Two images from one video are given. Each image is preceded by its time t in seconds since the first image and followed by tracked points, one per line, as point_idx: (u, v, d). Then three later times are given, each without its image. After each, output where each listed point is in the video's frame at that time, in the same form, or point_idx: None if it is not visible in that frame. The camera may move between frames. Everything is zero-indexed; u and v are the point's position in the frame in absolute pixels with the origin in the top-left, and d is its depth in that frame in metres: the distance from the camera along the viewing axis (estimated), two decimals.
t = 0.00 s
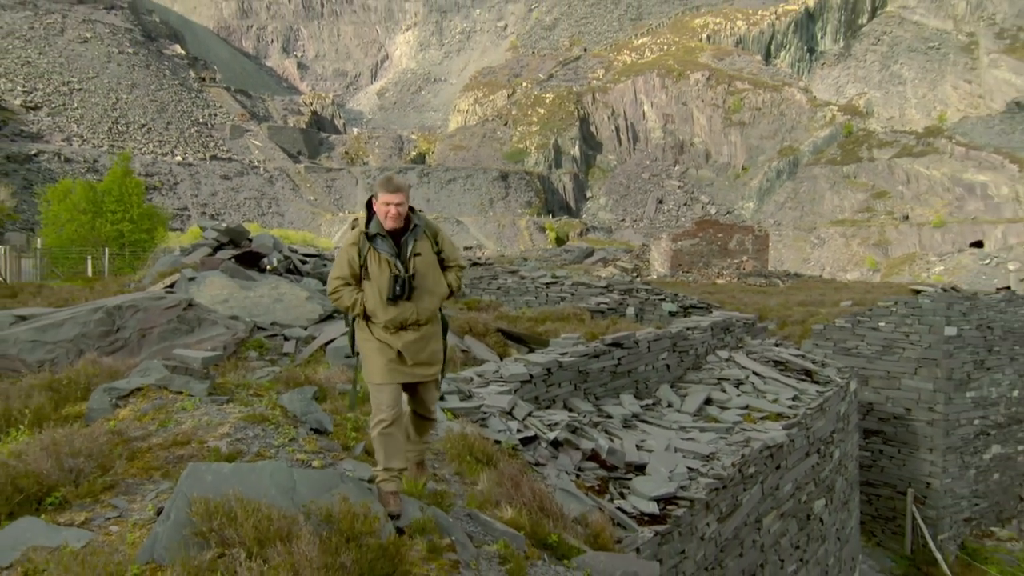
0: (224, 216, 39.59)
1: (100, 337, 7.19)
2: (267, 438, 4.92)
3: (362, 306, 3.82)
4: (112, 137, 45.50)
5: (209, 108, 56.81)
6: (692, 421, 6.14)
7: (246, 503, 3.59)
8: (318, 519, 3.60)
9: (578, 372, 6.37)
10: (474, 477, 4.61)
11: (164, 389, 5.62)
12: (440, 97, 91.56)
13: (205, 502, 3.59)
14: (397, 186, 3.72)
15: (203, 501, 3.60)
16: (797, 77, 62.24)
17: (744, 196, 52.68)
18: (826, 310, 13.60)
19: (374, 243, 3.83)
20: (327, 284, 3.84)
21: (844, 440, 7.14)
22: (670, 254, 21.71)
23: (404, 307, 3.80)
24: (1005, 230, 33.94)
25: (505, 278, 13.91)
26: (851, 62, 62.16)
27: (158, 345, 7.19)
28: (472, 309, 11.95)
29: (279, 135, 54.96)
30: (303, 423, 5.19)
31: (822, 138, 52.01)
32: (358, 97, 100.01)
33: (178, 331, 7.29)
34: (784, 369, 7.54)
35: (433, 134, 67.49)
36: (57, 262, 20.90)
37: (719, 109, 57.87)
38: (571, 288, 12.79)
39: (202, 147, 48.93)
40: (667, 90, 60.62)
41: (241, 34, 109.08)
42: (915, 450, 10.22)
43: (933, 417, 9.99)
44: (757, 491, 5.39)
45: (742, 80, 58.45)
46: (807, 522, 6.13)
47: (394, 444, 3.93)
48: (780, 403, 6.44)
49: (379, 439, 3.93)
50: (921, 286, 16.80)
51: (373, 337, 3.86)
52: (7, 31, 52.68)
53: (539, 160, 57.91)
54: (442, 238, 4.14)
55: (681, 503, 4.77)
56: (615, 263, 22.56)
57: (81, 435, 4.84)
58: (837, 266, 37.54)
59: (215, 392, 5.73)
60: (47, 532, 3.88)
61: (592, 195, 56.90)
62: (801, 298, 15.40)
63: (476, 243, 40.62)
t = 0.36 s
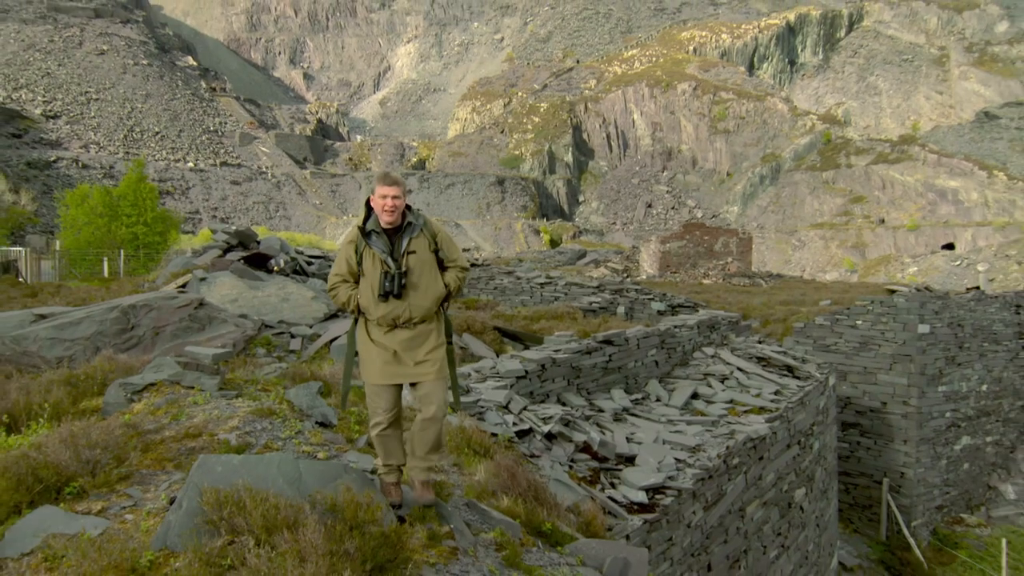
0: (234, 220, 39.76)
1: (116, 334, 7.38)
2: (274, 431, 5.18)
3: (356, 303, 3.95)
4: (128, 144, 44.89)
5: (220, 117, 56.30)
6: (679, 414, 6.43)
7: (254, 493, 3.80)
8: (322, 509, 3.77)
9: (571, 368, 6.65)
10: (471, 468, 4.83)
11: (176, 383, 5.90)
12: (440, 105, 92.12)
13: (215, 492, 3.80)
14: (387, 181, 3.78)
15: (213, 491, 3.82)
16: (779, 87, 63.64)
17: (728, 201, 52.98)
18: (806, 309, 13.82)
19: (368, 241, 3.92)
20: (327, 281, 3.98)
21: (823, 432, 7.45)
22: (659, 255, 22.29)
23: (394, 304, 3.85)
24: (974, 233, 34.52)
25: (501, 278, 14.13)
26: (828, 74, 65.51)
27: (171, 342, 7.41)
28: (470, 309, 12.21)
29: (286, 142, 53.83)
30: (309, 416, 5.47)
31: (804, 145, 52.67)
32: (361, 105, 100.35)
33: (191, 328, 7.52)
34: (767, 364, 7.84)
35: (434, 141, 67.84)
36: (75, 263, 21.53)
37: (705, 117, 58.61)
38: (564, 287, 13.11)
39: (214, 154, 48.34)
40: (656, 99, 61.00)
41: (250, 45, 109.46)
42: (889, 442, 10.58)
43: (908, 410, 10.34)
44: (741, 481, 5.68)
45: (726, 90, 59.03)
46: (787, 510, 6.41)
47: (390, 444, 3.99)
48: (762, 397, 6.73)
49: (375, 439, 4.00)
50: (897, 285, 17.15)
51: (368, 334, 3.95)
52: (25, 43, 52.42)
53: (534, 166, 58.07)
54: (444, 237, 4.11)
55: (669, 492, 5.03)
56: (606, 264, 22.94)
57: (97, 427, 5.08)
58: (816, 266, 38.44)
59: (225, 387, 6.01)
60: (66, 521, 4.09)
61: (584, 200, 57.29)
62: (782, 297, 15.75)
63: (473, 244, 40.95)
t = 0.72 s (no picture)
0: (239, 222, 40.07)
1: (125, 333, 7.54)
2: (278, 426, 5.36)
3: (363, 318, 3.81)
4: (137, 150, 45.21)
5: (225, 122, 56.34)
6: (668, 409, 6.65)
7: (257, 487, 3.94)
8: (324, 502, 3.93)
9: (565, 365, 6.83)
10: (469, 463, 5.01)
11: (183, 380, 6.09)
12: (438, 112, 92.78)
13: (220, 486, 3.95)
14: (399, 198, 3.59)
15: (218, 485, 3.96)
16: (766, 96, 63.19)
17: (715, 204, 53.24)
18: (789, 308, 14.09)
19: (377, 257, 3.79)
20: (336, 296, 3.89)
21: (806, 426, 7.71)
22: (649, 257, 22.50)
23: (398, 320, 3.67)
24: (951, 236, 34.65)
25: (497, 279, 14.29)
26: (812, 83, 67.99)
27: (178, 340, 7.55)
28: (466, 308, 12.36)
29: (290, 146, 54.93)
30: (311, 412, 5.67)
31: (788, 151, 52.94)
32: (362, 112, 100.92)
33: (196, 328, 7.68)
34: (753, 361, 8.07)
35: (432, 147, 68.16)
36: (86, 265, 21.90)
37: (694, 123, 59.04)
38: (557, 288, 13.35)
39: (219, 160, 48.72)
40: (646, 106, 61.53)
41: (253, 53, 108.94)
42: (870, 436, 10.79)
43: (888, 405, 10.59)
44: (727, 473, 5.89)
45: (714, 97, 59.63)
46: (772, 501, 6.64)
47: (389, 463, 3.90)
48: (748, 393, 6.96)
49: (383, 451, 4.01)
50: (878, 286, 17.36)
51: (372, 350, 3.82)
52: (36, 49, 50.99)
53: (529, 170, 58.15)
54: (460, 257, 3.89)
55: (658, 485, 5.22)
56: (597, 266, 23.24)
57: (106, 422, 5.27)
58: (801, 266, 38.81)
59: (230, 383, 6.20)
60: (77, 512, 4.27)
61: (578, 203, 57.93)
62: (768, 297, 16.02)
63: (469, 246, 41.17)
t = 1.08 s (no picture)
0: (243, 224, 40.44)
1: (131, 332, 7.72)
2: (279, 422, 5.55)
3: (376, 326, 3.81)
4: (144, 155, 45.61)
5: (229, 129, 56.67)
6: (657, 405, 6.87)
7: (259, 479, 4.11)
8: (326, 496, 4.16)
9: (557, 363, 7.04)
10: (465, 457, 5.23)
11: (188, 377, 6.29)
12: (435, 118, 93.25)
13: (224, 479, 4.11)
14: (421, 208, 3.69)
15: (222, 479, 4.11)
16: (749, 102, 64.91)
17: (702, 207, 53.66)
18: (775, 307, 14.39)
19: (393, 265, 3.83)
20: (348, 303, 3.88)
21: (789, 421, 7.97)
22: (638, 258, 22.82)
23: (414, 328, 3.69)
24: (927, 238, 35.05)
25: (491, 280, 14.47)
26: (794, 90, 67.44)
27: (183, 339, 7.72)
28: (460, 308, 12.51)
29: (291, 152, 54.72)
30: (312, 408, 5.86)
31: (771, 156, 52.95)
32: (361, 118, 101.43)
33: (201, 327, 7.84)
34: (738, 358, 8.32)
35: (428, 151, 68.41)
36: (94, 265, 22.62)
37: (681, 129, 59.09)
38: (550, 288, 13.55)
39: (223, 164, 49.13)
40: (635, 112, 61.69)
41: (257, 62, 109.66)
42: (851, 430, 11.04)
43: (867, 401, 10.87)
44: (714, 467, 6.12)
45: (700, 104, 59.76)
46: (756, 493, 6.87)
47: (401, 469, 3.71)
48: (734, 389, 7.21)
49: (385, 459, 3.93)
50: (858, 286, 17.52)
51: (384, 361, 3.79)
52: (47, 58, 51.18)
53: (523, 174, 58.92)
54: (476, 269, 3.95)
55: (647, 478, 5.41)
56: (589, 267, 23.47)
57: (114, 419, 5.47)
58: (783, 268, 40.25)
59: (233, 380, 6.40)
60: (85, 505, 4.44)
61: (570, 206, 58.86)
62: (753, 297, 16.27)
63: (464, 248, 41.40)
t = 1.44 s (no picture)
0: (243, 227, 40.40)
1: (135, 330, 7.86)
2: (278, 417, 5.75)
3: (381, 340, 3.78)
4: (147, 159, 45.38)
5: (230, 133, 56.26)
6: (644, 401, 7.09)
7: (258, 474, 4.30)
8: (322, 487, 4.35)
9: (547, 360, 7.24)
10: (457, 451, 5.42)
11: (190, 375, 6.48)
12: (430, 124, 93.70)
13: (224, 475, 4.30)
14: (434, 221, 3.69)
15: (223, 473, 4.31)
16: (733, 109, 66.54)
17: (688, 210, 54.51)
18: (757, 305, 14.70)
19: (399, 279, 3.80)
20: (349, 314, 3.77)
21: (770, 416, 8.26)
22: (625, 259, 23.18)
23: (425, 347, 3.73)
24: (903, 240, 35.75)
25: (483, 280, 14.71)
26: (776, 98, 67.83)
27: (185, 337, 7.88)
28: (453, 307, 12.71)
29: (290, 156, 53.94)
30: (310, 404, 6.06)
31: (754, 160, 54.53)
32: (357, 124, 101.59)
33: (203, 325, 8.00)
34: (722, 356, 8.61)
35: (423, 156, 68.60)
36: (98, 266, 22.53)
37: (667, 135, 60.77)
38: (540, 288, 13.78)
39: (224, 167, 48.92)
40: (623, 119, 62.85)
41: (257, 69, 109.15)
42: (829, 424, 11.30)
43: (845, 396, 11.12)
44: (698, 460, 6.35)
45: (687, 111, 61.70)
46: (739, 486, 7.12)
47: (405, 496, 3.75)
48: (718, 385, 7.47)
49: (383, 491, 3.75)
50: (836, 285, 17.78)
51: (390, 377, 3.79)
52: (54, 65, 51.15)
53: (514, 178, 58.70)
54: (477, 282, 4.09)
55: (634, 471, 5.61)
56: (578, 267, 23.73)
57: (118, 414, 5.64)
58: (765, 269, 40.29)
59: (233, 377, 6.60)
60: (90, 499, 4.59)
61: (561, 209, 58.30)
62: (736, 296, 16.53)
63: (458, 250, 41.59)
